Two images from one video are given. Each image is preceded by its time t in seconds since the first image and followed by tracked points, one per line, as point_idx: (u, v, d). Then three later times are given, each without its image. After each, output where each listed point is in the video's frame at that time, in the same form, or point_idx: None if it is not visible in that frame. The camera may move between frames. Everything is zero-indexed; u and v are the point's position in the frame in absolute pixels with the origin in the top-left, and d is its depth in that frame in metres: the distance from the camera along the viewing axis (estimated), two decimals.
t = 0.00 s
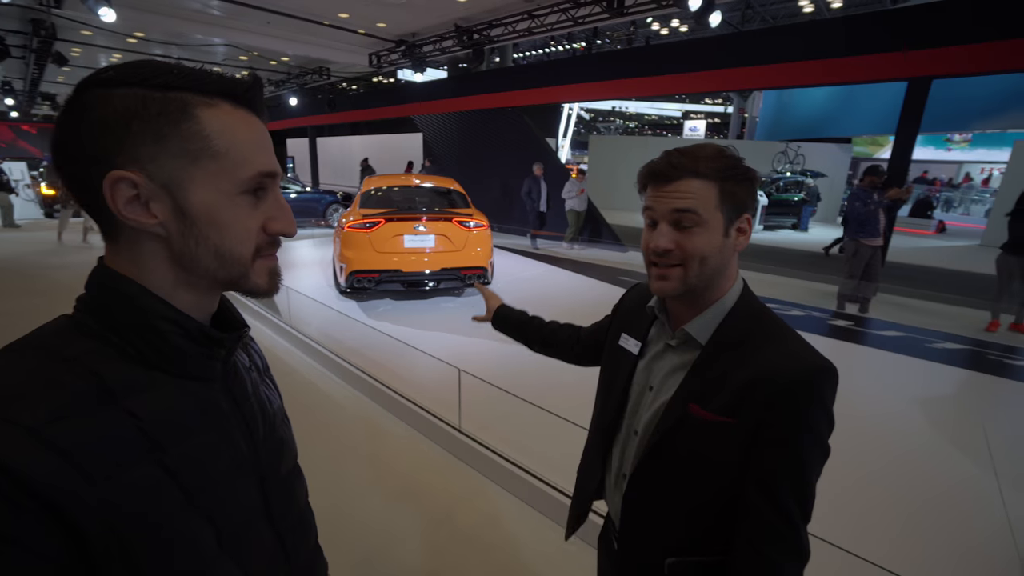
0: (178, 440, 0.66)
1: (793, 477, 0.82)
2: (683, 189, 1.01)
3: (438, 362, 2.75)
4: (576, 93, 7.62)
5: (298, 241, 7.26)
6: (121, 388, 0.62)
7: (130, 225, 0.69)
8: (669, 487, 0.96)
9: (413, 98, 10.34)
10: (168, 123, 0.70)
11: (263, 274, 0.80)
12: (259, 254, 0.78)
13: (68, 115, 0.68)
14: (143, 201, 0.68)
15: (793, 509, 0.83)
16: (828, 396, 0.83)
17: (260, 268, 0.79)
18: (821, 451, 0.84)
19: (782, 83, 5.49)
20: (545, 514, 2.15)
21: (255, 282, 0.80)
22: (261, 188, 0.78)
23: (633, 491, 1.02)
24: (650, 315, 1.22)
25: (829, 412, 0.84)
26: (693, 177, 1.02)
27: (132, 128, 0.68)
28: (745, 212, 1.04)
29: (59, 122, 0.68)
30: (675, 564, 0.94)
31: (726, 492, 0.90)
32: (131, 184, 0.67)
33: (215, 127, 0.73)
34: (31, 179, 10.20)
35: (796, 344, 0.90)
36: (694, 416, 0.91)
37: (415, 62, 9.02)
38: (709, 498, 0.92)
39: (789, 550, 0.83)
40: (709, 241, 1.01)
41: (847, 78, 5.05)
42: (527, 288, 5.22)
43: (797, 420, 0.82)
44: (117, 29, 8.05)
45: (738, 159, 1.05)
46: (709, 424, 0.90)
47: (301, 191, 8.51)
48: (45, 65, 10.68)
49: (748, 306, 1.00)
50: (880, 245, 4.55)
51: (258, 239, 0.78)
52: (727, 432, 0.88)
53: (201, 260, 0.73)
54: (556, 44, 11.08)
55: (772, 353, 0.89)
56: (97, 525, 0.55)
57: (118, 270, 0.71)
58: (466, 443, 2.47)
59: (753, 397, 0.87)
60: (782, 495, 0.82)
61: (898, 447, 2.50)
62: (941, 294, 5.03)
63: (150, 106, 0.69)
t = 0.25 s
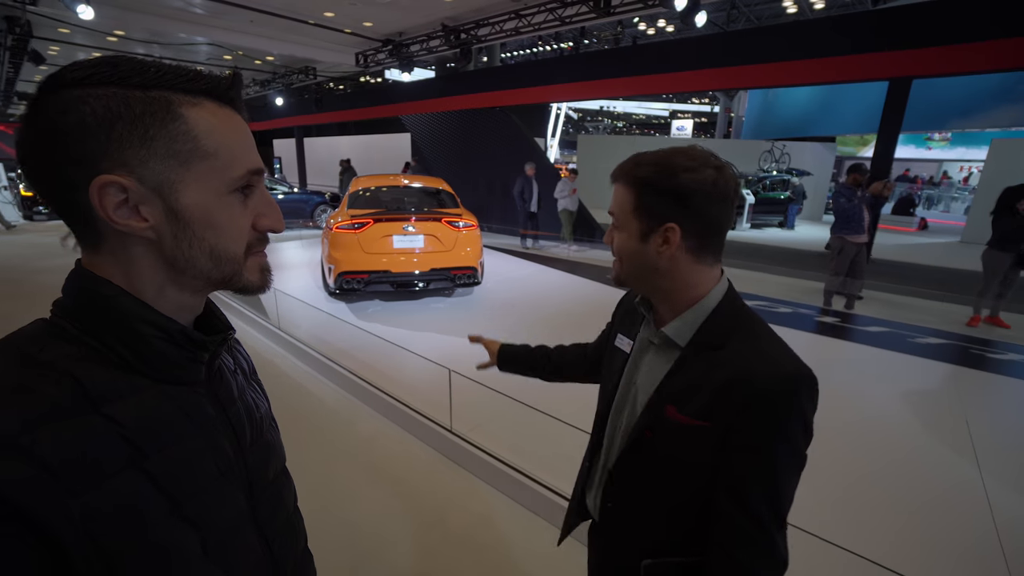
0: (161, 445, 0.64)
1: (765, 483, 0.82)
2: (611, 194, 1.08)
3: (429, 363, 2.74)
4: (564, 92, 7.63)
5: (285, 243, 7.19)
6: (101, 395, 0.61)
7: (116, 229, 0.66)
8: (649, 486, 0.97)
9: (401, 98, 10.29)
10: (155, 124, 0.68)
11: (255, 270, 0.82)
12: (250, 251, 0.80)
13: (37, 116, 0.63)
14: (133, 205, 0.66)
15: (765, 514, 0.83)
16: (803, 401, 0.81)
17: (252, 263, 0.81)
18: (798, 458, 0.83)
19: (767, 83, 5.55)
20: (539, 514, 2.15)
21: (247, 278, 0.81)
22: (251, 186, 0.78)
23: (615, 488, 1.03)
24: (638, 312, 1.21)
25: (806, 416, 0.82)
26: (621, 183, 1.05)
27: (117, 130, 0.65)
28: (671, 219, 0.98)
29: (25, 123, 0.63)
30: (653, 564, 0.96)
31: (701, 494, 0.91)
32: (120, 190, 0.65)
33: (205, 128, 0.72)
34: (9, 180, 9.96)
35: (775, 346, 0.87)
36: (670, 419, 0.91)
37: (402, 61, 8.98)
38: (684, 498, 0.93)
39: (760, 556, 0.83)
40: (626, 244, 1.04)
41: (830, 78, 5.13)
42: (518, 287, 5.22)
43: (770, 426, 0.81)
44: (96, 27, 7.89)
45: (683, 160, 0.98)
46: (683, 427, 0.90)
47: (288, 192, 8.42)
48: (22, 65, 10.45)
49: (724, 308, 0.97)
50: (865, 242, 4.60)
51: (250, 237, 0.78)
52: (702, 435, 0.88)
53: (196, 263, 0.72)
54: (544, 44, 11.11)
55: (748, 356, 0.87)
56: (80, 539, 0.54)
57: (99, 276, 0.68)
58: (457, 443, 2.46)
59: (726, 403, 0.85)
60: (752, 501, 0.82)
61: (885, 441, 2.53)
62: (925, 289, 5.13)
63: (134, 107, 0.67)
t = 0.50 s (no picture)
0: (154, 447, 0.64)
1: (723, 487, 0.80)
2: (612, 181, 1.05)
3: (426, 364, 2.73)
4: (560, 92, 7.63)
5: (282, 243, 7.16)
6: (92, 399, 0.60)
7: (110, 230, 0.65)
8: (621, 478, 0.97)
9: (397, 98, 10.26)
10: (153, 126, 0.67)
11: (249, 274, 0.80)
12: (245, 253, 0.78)
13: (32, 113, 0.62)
14: (129, 206, 0.65)
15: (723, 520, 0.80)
16: (771, 408, 0.79)
17: (247, 268, 0.79)
18: (763, 470, 0.80)
19: (761, 82, 5.57)
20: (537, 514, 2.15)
21: (242, 282, 0.79)
22: (247, 189, 0.77)
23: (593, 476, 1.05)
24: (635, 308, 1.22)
25: (776, 424, 0.80)
26: (624, 170, 1.03)
27: (114, 130, 0.64)
28: (677, 206, 0.97)
29: (17, 120, 0.62)
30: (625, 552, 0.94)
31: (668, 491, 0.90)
32: (116, 190, 0.64)
33: (205, 130, 0.71)
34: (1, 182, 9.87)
35: (752, 350, 0.86)
36: (642, 412, 0.92)
37: (398, 61, 8.96)
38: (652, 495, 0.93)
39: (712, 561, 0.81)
40: (632, 232, 1.01)
41: (824, 78, 5.15)
42: (515, 287, 5.22)
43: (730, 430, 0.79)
44: (89, 27, 7.83)
45: (692, 152, 0.97)
46: (651, 418, 0.91)
47: (284, 193, 8.39)
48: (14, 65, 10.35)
49: (710, 306, 0.97)
50: (861, 241, 4.66)
51: (246, 240, 0.77)
52: (670, 429, 0.88)
53: (192, 265, 0.71)
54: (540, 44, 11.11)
55: (720, 357, 0.86)
56: (67, 543, 0.54)
57: (92, 278, 0.67)
58: (453, 443, 2.46)
59: (691, 400, 0.85)
60: (708, 501, 0.81)
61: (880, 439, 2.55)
62: (920, 287, 5.15)
63: (133, 108, 0.66)
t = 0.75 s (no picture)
0: (150, 448, 0.63)
1: (730, 484, 0.80)
2: (671, 184, 0.99)
3: (424, 364, 2.72)
4: (559, 92, 7.63)
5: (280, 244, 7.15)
6: (88, 399, 0.60)
7: (106, 229, 0.65)
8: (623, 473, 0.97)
9: (395, 98, 10.26)
10: (152, 124, 0.67)
11: (245, 274, 0.79)
12: (241, 254, 0.77)
13: (31, 111, 0.62)
14: (126, 204, 0.65)
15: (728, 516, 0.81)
16: (781, 406, 0.80)
17: (243, 267, 0.78)
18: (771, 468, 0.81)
19: (759, 81, 5.57)
20: (536, 514, 2.15)
21: (237, 282, 0.78)
22: (243, 189, 0.77)
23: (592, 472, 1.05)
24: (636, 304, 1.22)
25: (784, 421, 0.81)
26: (684, 171, 0.99)
27: (112, 128, 0.64)
28: (731, 210, 1.02)
29: (15, 120, 0.61)
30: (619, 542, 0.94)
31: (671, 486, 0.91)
32: (113, 186, 0.64)
33: (202, 130, 0.71)
34: None
35: (760, 349, 0.86)
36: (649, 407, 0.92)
37: (396, 61, 8.95)
38: (655, 492, 0.93)
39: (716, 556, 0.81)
40: (698, 236, 0.99)
41: (821, 77, 5.16)
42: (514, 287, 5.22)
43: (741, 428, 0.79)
44: (85, 27, 7.82)
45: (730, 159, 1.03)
46: (658, 415, 0.91)
47: (282, 193, 8.38)
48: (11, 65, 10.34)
49: (724, 303, 0.98)
50: (859, 240, 4.67)
51: (242, 240, 0.77)
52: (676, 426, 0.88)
53: (188, 264, 0.71)
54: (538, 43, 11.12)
55: (729, 355, 0.86)
56: (60, 543, 0.53)
57: (88, 278, 0.67)
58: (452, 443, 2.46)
59: (700, 397, 0.85)
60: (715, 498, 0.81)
61: (878, 437, 2.55)
62: (917, 286, 5.16)
63: (131, 106, 0.66)
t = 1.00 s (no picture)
0: (144, 450, 0.63)
1: (757, 482, 0.81)
2: (700, 186, 0.99)
3: (423, 364, 2.72)
4: (558, 92, 7.63)
5: (280, 244, 7.16)
6: (84, 400, 0.60)
7: (101, 227, 0.64)
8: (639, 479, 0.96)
9: (394, 98, 10.27)
10: (147, 122, 0.67)
11: (240, 274, 0.79)
12: (237, 254, 0.78)
13: (28, 108, 0.62)
14: (121, 201, 0.65)
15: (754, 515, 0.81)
16: (801, 403, 0.81)
17: (238, 267, 0.79)
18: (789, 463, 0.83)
19: (759, 81, 5.57)
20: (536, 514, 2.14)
21: (232, 282, 0.78)
22: (240, 188, 0.77)
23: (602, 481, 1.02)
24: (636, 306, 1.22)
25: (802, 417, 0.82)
26: (713, 174, 1.00)
27: (108, 126, 0.64)
28: (748, 218, 1.05)
29: (11, 117, 0.61)
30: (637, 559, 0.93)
31: (690, 490, 0.90)
32: (107, 183, 0.63)
33: (199, 128, 0.71)
34: None
35: (774, 347, 0.88)
36: (665, 411, 0.92)
37: (395, 61, 8.95)
38: (673, 494, 0.92)
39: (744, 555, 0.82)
40: (717, 241, 1.00)
41: (820, 77, 5.16)
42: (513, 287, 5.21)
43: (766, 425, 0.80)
44: (84, 27, 7.81)
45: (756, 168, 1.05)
46: (677, 419, 0.90)
47: (282, 193, 8.39)
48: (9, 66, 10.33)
49: (733, 305, 0.99)
50: (859, 240, 4.67)
51: (237, 239, 0.77)
52: (696, 429, 0.88)
53: (183, 264, 0.70)
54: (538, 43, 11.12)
55: (746, 356, 0.87)
56: (55, 544, 0.53)
57: (83, 278, 0.66)
58: (452, 444, 2.46)
59: (720, 398, 0.85)
60: (742, 499, 0.81)
61: (879, 436, 2.55)
62: (917, 286, 5.16)
63: (128, 104, 0.66)
